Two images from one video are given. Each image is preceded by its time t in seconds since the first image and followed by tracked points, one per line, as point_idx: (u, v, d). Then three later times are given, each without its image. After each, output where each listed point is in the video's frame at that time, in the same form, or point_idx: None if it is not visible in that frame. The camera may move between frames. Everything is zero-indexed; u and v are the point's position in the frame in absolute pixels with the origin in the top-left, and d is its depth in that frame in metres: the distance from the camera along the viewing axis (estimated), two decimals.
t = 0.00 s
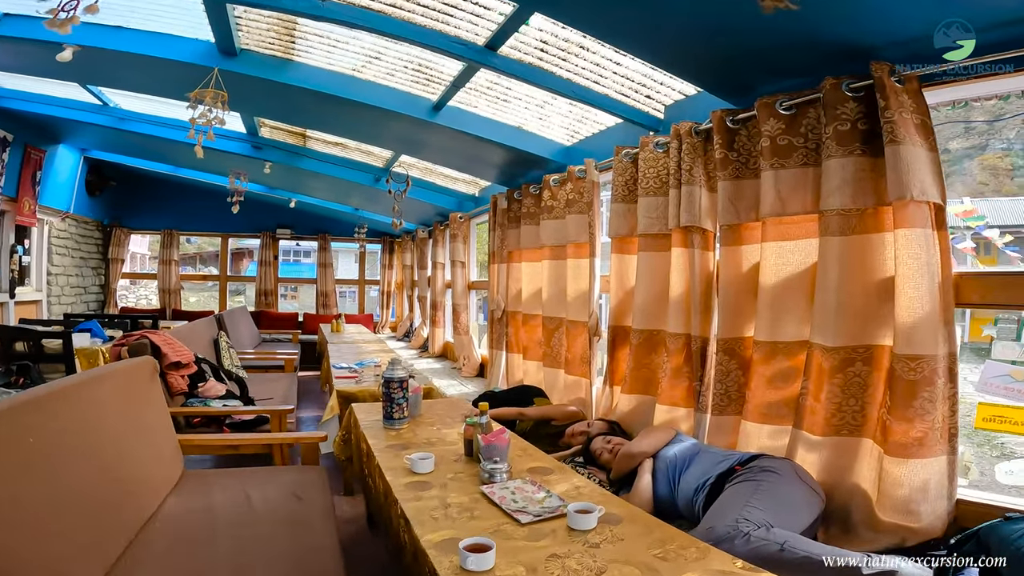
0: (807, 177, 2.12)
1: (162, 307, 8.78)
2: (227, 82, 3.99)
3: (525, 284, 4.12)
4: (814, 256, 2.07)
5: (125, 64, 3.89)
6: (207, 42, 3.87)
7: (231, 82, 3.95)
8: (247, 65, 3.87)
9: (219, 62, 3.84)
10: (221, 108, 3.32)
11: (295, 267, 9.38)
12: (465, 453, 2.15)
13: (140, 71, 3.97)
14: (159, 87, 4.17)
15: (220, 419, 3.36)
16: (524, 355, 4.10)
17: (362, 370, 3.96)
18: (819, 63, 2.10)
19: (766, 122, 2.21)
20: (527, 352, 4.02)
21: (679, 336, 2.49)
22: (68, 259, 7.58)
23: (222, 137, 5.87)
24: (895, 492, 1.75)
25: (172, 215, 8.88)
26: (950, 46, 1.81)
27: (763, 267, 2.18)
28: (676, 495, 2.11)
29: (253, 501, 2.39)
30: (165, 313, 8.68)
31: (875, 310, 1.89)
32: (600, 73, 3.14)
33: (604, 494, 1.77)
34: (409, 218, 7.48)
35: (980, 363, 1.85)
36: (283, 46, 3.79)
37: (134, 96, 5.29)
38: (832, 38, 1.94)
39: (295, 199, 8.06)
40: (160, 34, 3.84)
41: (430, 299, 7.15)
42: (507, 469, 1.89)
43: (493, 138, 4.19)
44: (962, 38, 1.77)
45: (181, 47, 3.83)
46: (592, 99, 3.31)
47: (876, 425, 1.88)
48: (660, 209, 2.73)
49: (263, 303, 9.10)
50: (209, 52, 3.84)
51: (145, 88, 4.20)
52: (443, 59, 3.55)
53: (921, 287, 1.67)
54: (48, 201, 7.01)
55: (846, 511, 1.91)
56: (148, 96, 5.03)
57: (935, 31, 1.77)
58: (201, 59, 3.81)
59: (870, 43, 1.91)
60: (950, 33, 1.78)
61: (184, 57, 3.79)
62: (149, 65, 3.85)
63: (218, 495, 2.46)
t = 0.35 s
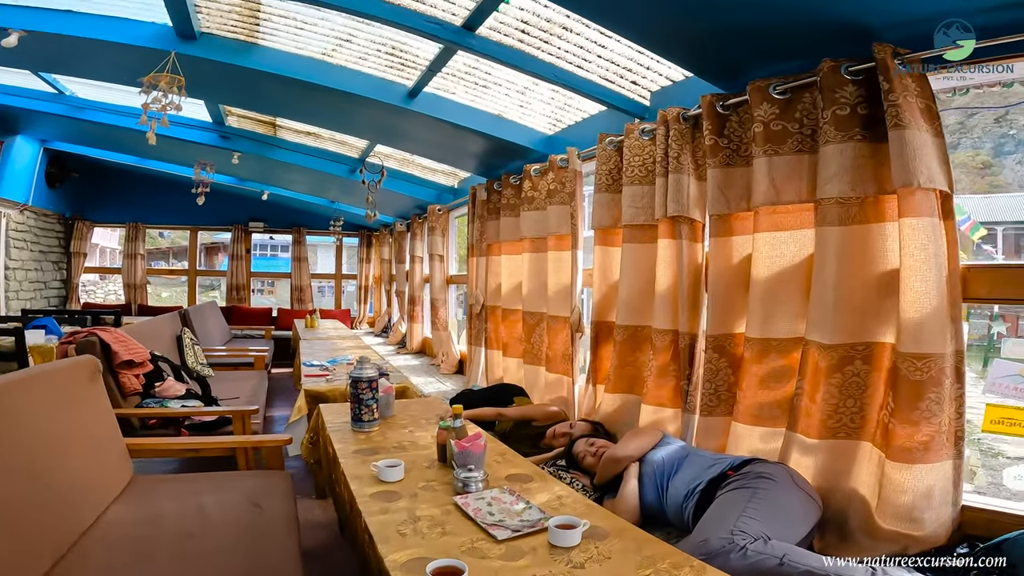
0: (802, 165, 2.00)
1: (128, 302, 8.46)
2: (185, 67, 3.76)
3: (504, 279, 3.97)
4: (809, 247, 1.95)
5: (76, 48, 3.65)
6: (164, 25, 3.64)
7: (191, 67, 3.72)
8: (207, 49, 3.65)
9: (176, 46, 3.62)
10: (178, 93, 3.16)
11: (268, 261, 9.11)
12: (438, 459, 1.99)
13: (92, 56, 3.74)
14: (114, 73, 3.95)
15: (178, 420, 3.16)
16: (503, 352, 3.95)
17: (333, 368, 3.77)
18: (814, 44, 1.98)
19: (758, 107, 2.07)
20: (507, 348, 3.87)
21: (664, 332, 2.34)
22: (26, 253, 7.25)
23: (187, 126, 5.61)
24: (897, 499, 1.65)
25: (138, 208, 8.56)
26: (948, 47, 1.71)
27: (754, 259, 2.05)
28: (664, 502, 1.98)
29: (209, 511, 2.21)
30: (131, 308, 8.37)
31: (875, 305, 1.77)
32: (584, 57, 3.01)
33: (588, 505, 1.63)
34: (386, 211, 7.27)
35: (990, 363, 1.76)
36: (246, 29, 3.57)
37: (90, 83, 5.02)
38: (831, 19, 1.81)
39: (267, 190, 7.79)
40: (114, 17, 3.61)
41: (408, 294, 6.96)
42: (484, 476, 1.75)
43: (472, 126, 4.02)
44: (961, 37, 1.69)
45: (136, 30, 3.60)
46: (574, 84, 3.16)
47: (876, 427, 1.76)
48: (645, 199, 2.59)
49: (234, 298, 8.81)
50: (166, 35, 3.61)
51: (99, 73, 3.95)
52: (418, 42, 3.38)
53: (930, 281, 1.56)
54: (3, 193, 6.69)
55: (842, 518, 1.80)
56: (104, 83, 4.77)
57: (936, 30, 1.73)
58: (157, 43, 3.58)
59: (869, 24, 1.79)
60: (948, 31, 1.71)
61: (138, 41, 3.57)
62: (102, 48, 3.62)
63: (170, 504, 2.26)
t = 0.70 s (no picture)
0: (811, 147, 1.86)
1: (92, 297, 8.11)
2: (143, 48, 3.50)
3: (488, 270, 3.79)
4: (820, 234, 1.81)
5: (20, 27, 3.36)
6: (119, 4, 3.37)
7: (150, 47, 3.46)
8: (167, 30, 3.39)
9: (132, 26, 3.35)
10: (132, 76, 2.94)
11: (241, 254, 8.79)
12: (418, 466, 1.82)
13: (38, 37, 3.46)
14: (65, 55, 3.67)
15: (137, 422, 2.95)
16: (487, 347, 3.78)
17: (306, 365, 3.57)
18: (824, 20, 1.83)
19: (763, 86, 1.92)
20: (491, 343, 3.70)
21: (659, 326, 2.17)
22: None
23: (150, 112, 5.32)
24: (920, 504, 1.53)
25: (103, 199, 8.22)
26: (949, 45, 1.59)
27: (759, 246, 1.90)
28: (664, 508, 1.84)
29: (164, 522, 2.01)
30: (95, 303, 8.02)
31: (892, 297, 1.64)
32: (575, 35, 2.84)
33: (586, 516, 1.48)
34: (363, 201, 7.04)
35: None
36: (209, 5, 3.32)
37: (42, 68, 4.70)
38: None
39: (239, 180, 7.50)
40: None
41: (388, 286, 6.74)
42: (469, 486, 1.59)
43: (453, 110, 3.82)
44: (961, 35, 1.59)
45: (87, 10, 3.33)
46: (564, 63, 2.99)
47: (894, 427, 1.64)
48: (639, 184, 2.43)
49: (205, 291, 8.47)
50: (119, 15, 3.34)
51: (48, 54, 3.65)
52: (397, 19, 3.17)
53: (959, 269, 1.45)
54: None
55: (856, 523, 1.68)
56: (56, 68, 4.46)
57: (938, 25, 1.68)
58: (109, 23, 3.31)
59: None
60: (948, 30, 1.60)
61: (88, 21, 3.30)
62: (48, 28, 3.33)
63: (121, 515, 2.06)
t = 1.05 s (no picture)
0: (820, 134, 1.76)
1: (71, 292, 7.92)
2: (114, 35, 3.34)
3: (478, 264, 3.67)
4: (830, 225, 1.72)
5: None
6: None
7: (121, 34, 3.30)
8: (139, 16, 3.23)
9: (102, 12, 3.19)
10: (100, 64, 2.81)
11: (225, 249, 8.62)
12: (403, 472, 1.70)
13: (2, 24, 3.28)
14: (31, 43, 3.50)
15: (109, 423, 2.81)
16: (477, 343, 3.66)
17: (289, 362, 3.43)
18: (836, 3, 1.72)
19: (769, 71, 1.81)
20: (481, 339, 3.59)
21: (658, 322, 2.06)
22: None
23: (125, 103, 5.12)
24: (937, 510, 1.44)
25: (82, 193, 8.02)
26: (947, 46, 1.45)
27: (764, 238, 1.80)
28: (664, 514, 1.74)
29: (131, 531, 1.87)
30: (75, 299, 7.83)
31: (909, 291, 1.54)
32: (570, 18, 2.72)
33: (583, 527, 1.37)
34: (351, 193, 6.88)
35: None
36: None
37: (10, 58, 4.51)
38: None
39: (223, 173, 7.32)
40: None
41: (376, 280, 6.59)
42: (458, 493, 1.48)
43: (442, 99, 3.68)
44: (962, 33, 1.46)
45: None
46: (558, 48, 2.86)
47: (909, 428, 1.55)
48: (636, 173, 2.32)
49: (189, 287, 8.28)
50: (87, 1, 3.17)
51: (13, 41, 3.48)
52: (382, 3, 3.03)
53: (986, 260, 1.37)
54: None
55: (867, 529, 1.58)
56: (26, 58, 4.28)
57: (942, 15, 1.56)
58: (77, 9, 3.15)
59: None
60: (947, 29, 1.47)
61: (54, 8, 3.13)
62: (11, 15, 3.16)
63: (85, 522, 1.92)
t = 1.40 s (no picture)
0: (826, 112, 1.64)
1: (53, 281, 7.75)
2: (82, 16, 3.17)
3: (466, 250, 3.55)
4: (837, 206, 1.61)
5: None
6: None
7: (89, 14, 3.13)
8: None
9: None
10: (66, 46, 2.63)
11: (212, 237, 8.44)
12: (379, 468, 1.59)
13: None
14: None
15: (78, 415, 2.69)
16: (465, 331, 3.55)
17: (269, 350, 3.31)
18: None
19: (771, 46, 1.69)
20: (469, 327, 3.48)
21: (652, 310, 1.95)
22: None
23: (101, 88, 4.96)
24: (948, 511, 1.34)
25: (63, 180, 7.82)
26: (945, 47, 1.37)
27: (765, 220, 1.69)
28: (658, 514, 1.65)
29: (88, 531, 1.76)
30: (56, 287, 7.66)
31: (923, 277, 1.44)
32: None
33: (570, 532, 1.26)
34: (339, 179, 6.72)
35: None
36: None
37: None
38: None
39: (207, 160, 7.14)
40: None
41: (364, 267, 6.45)
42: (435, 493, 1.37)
43: (429, 80, 3.53)
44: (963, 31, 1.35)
45: None
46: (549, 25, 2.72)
47: (920, 424, 1.45)
48: (631, 154, 2.20)
49: (174, 275, 8.11)
50: None
51: None
52: None
53: (1010, 244, 1.27)
54: None
55: (872, 530, 1.49)
56: None
57: None
58: None
59: None
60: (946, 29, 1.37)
61: None
62: None
63: (40, 521, 1.80)
